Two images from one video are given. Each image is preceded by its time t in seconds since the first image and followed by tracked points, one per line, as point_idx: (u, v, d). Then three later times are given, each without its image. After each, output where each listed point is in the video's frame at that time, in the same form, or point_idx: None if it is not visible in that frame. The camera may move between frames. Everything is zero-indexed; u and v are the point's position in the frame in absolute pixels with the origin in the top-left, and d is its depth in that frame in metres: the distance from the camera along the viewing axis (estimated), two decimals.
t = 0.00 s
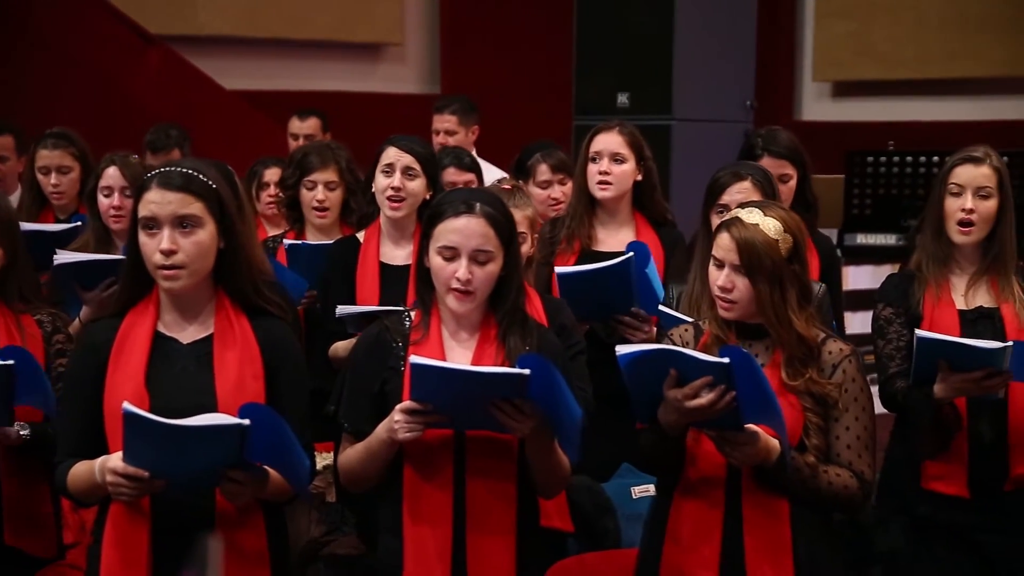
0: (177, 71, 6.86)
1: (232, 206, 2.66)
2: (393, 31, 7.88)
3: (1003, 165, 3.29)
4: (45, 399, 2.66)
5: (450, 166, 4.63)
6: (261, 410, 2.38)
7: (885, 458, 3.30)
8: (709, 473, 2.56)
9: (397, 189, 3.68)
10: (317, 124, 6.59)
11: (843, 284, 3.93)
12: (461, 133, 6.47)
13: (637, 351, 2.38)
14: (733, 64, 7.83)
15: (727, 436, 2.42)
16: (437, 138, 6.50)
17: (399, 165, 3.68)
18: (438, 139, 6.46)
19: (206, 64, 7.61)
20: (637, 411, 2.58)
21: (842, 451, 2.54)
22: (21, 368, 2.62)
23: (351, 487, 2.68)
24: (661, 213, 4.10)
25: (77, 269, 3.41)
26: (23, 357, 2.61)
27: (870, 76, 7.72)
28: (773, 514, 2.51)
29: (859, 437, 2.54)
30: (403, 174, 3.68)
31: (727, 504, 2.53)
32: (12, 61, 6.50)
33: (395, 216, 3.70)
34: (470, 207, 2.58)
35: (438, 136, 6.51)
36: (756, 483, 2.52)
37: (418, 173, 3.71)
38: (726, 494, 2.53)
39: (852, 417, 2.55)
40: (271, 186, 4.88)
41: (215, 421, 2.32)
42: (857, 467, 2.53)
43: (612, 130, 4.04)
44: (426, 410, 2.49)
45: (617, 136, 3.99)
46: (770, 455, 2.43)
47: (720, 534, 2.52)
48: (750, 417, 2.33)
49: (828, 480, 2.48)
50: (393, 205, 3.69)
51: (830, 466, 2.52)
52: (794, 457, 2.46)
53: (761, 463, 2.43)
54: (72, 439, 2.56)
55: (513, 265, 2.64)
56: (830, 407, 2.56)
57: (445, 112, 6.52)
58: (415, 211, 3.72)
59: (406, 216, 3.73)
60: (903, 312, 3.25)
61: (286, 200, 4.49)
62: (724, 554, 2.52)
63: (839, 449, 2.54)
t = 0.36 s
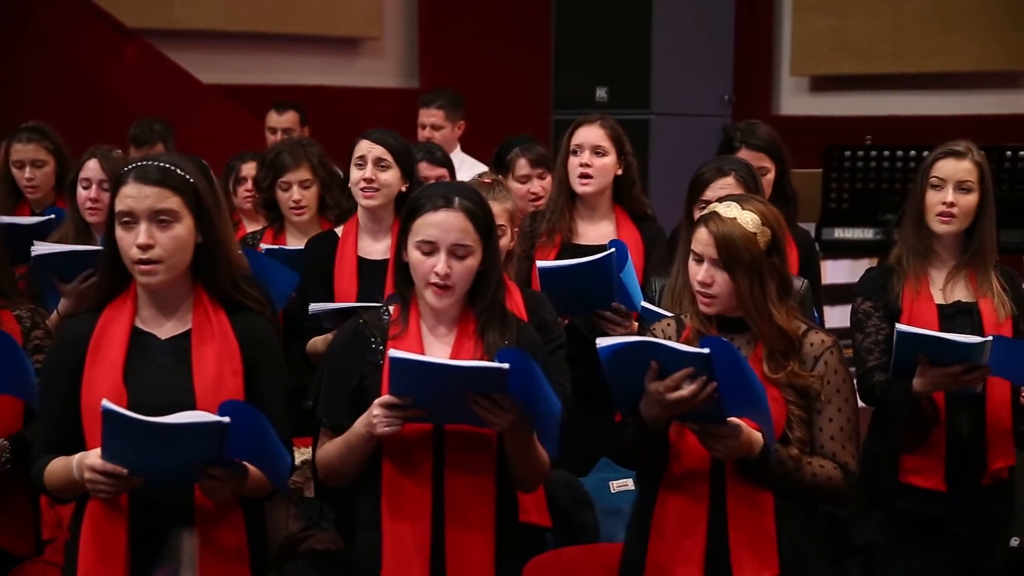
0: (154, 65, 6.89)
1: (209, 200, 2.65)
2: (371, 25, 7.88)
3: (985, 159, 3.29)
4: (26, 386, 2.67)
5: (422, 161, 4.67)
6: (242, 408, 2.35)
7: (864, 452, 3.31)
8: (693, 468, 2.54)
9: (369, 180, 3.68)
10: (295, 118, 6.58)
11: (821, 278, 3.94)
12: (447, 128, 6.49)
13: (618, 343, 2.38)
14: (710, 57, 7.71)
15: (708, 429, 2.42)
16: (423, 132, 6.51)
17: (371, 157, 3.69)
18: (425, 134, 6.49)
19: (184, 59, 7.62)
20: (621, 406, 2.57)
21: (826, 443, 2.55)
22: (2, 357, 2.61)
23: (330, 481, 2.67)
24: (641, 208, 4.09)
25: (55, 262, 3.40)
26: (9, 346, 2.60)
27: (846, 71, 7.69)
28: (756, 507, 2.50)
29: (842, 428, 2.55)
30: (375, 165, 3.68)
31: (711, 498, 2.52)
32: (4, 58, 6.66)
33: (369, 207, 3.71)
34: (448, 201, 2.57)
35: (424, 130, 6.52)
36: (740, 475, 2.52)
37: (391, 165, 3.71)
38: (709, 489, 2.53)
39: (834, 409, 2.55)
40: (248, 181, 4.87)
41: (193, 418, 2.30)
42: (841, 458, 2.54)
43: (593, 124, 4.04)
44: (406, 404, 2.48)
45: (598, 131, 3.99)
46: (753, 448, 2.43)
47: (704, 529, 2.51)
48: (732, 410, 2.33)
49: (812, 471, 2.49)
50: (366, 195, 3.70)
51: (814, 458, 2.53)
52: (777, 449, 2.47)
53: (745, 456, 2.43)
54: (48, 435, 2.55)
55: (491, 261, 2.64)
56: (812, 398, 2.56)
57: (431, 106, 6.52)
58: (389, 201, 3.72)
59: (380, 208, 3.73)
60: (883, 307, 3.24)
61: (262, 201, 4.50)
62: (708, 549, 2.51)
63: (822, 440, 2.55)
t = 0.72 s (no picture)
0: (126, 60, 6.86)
1: (186, 197, 2.64)
2: (346, 21, 7.84)
3: (957, 156, 3.29)
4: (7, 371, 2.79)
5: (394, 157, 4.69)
6: (218, 404, 2.33)
7: (839, 446, 3.33)
8: (669, 463, 2.56)
9: (344, 177, 3.67)
10: (272, 115, 6.56)
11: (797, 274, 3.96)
12: (433, 127, 6.49)
13: (592, 343, 2.38)
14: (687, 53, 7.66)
15: (683, 425, 2.43)
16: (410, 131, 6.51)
17: (346, 154, 3.68)
18: (411, 132, 6.48)
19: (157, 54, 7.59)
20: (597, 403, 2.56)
21: (802, 436, 2.56)
22: None
23: (307, 477, 2.67)
24: (617, 203, 4.10)
25: (26, 261, 3.36)
26: None
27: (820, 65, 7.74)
28: (732, 502, 2.50)
29: (818, 422, 2.56)
30: (349, 163, 3.68)
31: (688, 492, 2.53)
32: None
33: (345, 204, 3.70)
34: (426, 199, 2.57)
35: (410, 129, 6.51)
36: (717, 469, 2.52)
37: (365, 161, 3.70)
38: (686, 484, 2.53)
39: (810, 402, 2.56)
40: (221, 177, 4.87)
41: (168, 415, 2.30)
42: (817, 451, 2.55)
43: (569, 120, 4.04)
44: (382, 400, 2.48)
45: (575, 127, 4.00)
46: (729, 442, 2.43)
47: (681, 524, 2.51)
48: (707, 405, 2.34)
49: (788, 465, 2.50)
50: (341, 192, 3.68)
51: (791, 452, 2.54)
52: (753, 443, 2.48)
53: (721, 451, 2.44)
54: (21, 433, 2.54)
55: (469, 257, 2.64)
56: (788, 392, 2.57)
57: (419, 105, 6.51)
58: (364, 198, 3.71)
59: (356, 204, 3.72)
60: (857, 301, 3.26)
61: (236, 199, 4.50)
62: (686, 545, 2.51)
63: (799, 434, 2.56)
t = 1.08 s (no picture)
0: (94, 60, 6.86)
1: (159, 195, 2.62)
2: (321, 20, 7.77)
3: (928, 155, 3.31)
4: None
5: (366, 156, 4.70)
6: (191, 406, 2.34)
7: (812, 442, 3.34)
8: (641, 459, 2.56)
9: (323, 179, 3.66)
10: (248, 115, 6.54)
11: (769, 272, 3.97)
12: (416, 128, 6.47)
13: (561, 341, 2.37)
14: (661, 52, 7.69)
15: (655, 422, 2.43)
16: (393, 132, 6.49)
17: (324, 155, 3.67)
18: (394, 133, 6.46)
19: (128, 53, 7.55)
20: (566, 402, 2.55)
21: (773, 433, 2.57)
22: None
23: (280, 476, 2.66)
24: (593, 202, 4.12)
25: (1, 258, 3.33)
26: None
27: (794, 63, 7.78)
28: (703, 500, 2.51)
29: (789, 418, 2.57)
30: (328, 164, 3.67)
31: (660, 489, 2.54)
32: None
33: (323, 205, 3.68)
34: (402, 201, 2.57)
35: (394, 130, 6.49)
36: (688, 466, 2.53)
37: (343, 162, 3.70)
38: (658, 481, 2.54)
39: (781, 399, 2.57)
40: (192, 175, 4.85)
41: (145, 417, 2.28)
42: (788, 448, 2.56)
43: (546, 118, 4.04)
44: (355, 398, 2.47)
45: (552, 125, 4.00)
46: (699, 439, 2.44)
47: (652, 520, 2.52)
48: (676, 401, 2.34)
49: (759, 462, 2.51)
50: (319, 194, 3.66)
51: (761, 448, 2.55)
52: (724, 440, 2.48)
53: (692, 447, 2.45)
54: None
55: (445, 256, 2.64)
56: (759, 389, 2.58)
57: (402, 105, 6.49)
58: (342, 200, 3.70)
59: (333, 206, 3.71)
60: (830, 298, 3.26)
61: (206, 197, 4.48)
62: (658, 538, 2.52)
63: (770, 430, 2.57)
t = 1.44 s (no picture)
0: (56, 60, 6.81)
1: (122, 196, 2.61)
2: (284, 21, 7.72)
3: (886, 158, 3.33)
4: None
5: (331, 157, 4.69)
6: (156, 405, 2.33)
7: (773, 441, 3.37)
8: (602, 459, 2.58)
9: (289, 183, 3.66)
10: (212, 117, 6.52)
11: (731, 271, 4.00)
12: (381, 127, 6.46)
13: (521, 347, 2.40)
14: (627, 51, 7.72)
15: (616, 422, 2.45)
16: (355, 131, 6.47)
17: (291, 159, 3.66)
18: (357, 131, 6.43)
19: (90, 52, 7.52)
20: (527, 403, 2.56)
21: (732, 433, 2.58)
22: None
23: (243, 477, 2.65)
24: (558, 203, 4.13)
25: None
26: None
27: (757, 63, 7.81)
28: (663, 500, 2.53)
29: (747, 418, 2.59)
30: (294, 167, 3.67)
31: (621, 489, 2.55)
32: None
33: (288, 209, 3.68)
34: (367, 202, 2.56)
35: (358, 128, 6.47)
36: (648, 467, 2.54)
37: (309, 166, 3.70)
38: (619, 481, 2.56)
39: (740, 399, 2.59)
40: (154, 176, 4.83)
41: (110, 417, 2.28)
42: (746, 448, 2.58)
43: (513, 118, 4.04)
44: (320, 399, 2.47)
45: (519, 125, 4.01)
46: (659, 439, 2.46)
47: (613, 520, 2.54)
48: (636, 403, 2.36)
49: (718, 461, 2.53)
50: (285, 197, 3.66)
51: (720, 448, 2.56)
52: (683, 440, 2.50)
53: (652, 447, 2.47)
54: None
55: (410, 256, 2.65)
56: (719, 389, 2.60)
57: (365, 103, 6.48)
58: (307, 203, 3.70)
59: (298, 209, 3.71)
60: (791, 298, 3.31)
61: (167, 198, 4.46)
62: (619, 536, 2.54)
63: (729, 430, 2.58)
